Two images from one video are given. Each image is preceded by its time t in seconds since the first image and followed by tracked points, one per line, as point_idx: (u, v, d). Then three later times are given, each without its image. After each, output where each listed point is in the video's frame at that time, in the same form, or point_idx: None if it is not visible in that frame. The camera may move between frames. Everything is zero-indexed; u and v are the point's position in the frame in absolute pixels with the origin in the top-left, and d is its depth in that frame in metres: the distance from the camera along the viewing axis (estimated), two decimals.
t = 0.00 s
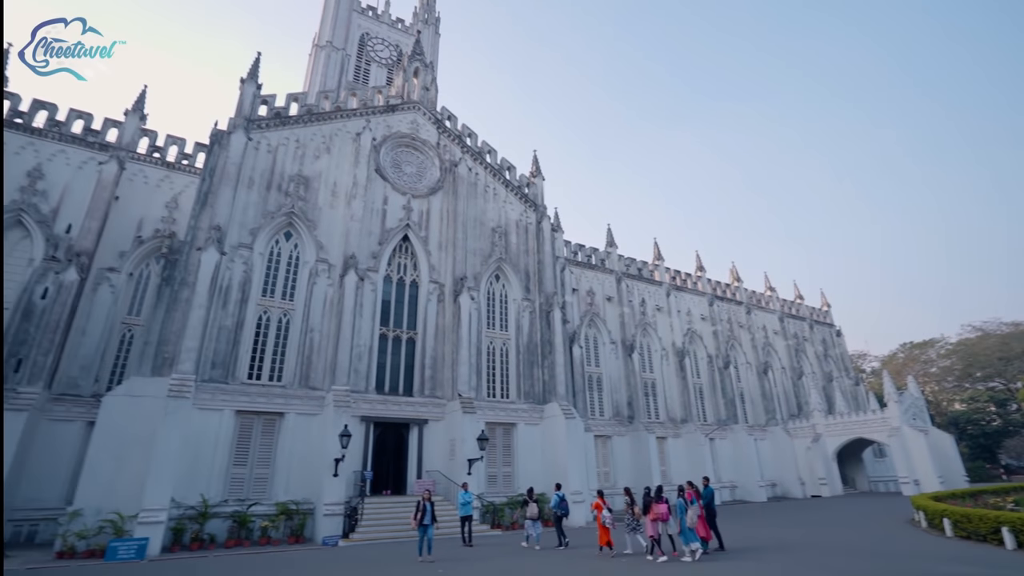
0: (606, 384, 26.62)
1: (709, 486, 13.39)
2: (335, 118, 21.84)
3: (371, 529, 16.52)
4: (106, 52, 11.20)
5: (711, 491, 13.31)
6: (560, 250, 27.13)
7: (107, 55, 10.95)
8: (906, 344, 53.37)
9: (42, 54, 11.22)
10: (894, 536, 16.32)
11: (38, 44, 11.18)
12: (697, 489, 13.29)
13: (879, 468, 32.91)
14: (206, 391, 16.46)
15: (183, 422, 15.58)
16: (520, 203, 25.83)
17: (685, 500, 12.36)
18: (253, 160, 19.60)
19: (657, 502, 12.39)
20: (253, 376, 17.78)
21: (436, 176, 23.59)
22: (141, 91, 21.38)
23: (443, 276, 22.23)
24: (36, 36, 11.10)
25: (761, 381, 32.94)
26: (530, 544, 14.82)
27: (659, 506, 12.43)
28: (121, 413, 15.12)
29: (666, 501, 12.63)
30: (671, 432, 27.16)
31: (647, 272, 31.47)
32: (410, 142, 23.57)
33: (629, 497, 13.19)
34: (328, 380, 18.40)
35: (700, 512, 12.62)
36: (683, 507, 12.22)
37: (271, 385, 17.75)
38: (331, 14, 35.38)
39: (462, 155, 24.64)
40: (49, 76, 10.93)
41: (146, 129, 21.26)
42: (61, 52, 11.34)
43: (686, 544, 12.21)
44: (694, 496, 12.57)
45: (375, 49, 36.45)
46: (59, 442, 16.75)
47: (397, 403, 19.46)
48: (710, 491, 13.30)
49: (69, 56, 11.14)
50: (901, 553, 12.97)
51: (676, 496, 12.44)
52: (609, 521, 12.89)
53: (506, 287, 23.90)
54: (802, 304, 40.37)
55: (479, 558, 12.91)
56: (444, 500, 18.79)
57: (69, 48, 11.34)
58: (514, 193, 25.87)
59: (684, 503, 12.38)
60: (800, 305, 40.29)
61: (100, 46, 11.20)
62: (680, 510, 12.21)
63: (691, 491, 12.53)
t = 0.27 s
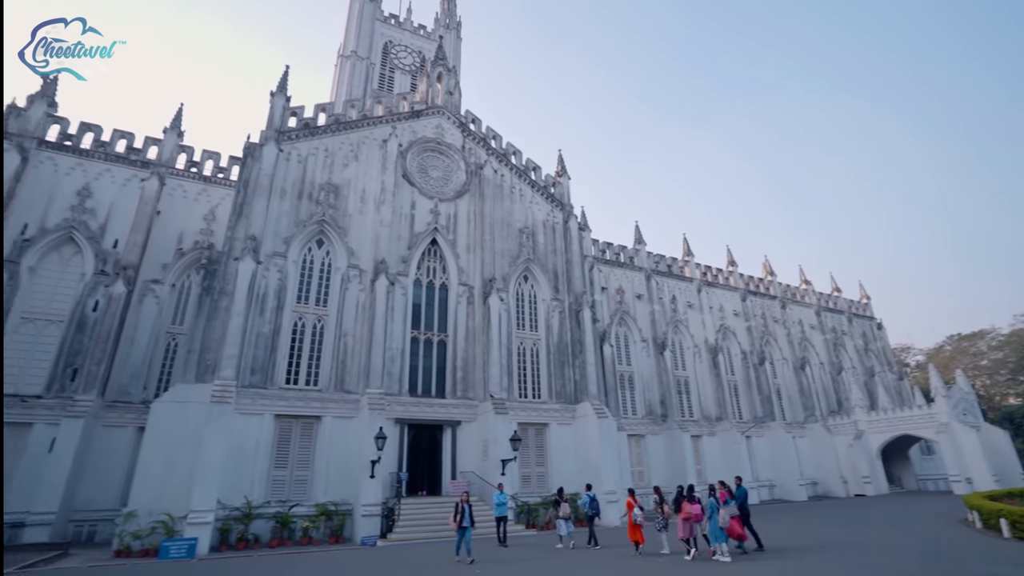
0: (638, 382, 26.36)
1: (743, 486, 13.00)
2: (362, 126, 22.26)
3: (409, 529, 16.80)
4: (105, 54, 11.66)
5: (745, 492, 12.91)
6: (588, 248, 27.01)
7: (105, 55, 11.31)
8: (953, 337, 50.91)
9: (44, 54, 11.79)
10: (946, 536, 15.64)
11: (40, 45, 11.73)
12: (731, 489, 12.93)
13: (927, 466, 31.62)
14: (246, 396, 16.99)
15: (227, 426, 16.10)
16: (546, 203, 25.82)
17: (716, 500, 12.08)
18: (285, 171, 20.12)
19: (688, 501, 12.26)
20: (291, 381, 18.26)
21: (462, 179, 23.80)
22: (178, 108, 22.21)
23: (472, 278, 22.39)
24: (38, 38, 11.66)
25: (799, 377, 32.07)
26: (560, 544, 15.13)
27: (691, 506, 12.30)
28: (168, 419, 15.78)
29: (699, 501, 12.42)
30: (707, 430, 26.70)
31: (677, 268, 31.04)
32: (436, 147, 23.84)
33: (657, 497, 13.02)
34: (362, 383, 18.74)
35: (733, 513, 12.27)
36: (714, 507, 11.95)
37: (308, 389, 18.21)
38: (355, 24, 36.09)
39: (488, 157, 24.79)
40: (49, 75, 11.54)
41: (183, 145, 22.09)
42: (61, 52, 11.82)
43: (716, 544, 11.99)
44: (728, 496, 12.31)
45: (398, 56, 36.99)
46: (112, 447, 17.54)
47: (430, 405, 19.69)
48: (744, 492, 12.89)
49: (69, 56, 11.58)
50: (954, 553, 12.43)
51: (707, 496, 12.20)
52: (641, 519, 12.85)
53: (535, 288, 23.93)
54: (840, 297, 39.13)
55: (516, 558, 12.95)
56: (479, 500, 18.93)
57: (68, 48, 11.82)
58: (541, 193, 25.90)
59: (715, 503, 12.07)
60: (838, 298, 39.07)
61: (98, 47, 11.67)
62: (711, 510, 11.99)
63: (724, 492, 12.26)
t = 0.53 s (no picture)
0: (666, 378, 26.08)
1: (771, 483, 12.75)
2: (386, 129, 22.54)
3: (439, 525, 17.01)
4: (107, 54, 10.98)
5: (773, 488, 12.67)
6: (613, 244, 26.79)
7: (105, 55, 10.75)
8: (998, 328, 48.74)
9: (44, 55, 11.10)
10: (995, 535, 15.01)
11: (39, 45, 11.01)
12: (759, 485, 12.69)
13: (972, 462, 30.41)
14: (280, 396, 17.43)
15: (262, 426, 16.55)
16: (570, 200, 25.72)
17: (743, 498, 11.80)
18: (312, 175, 20.52)
19: (717, 497, 12.07)
20: (322, 381, 18.64)
21: (485, 178, 23.89)
22: (209, 117, 22.86)
23: (497, 276, 22.47)
24: (36, 38, 10.94)
25: (833, 371, 31.22)
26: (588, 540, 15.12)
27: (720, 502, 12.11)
28: (206, 418, 16.31)
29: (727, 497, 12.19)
30: (738, 426, 26.23)
31: (704, 262, 30.56)
32: (459, 146, 23.98)
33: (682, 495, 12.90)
34: (391, 382, 19.02)
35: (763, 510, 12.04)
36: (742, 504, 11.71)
37: (338, 388, 18.57)
38: (377, 27, 36.55)
39: (510, 155, 24.82)
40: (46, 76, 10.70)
41: (215, 153, 22.73)
42: (63, 53, 11.23)
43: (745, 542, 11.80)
44: (757, 493, 12.13)
45: (419, 57, 37.28)
46: (155, 446, 18.22)
47: (458, 403, 19.85)
48: (773, 488, 12.67)
49: (70, 56, 11.02)
50: (1004, 553, 11.92)
51: (735, 494, 12.07)
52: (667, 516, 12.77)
53: (560, 285, 23.88)
54: (875, 288, 37.92)
55: (546, 555, 12.97)
56: (508, 497, 19.02)
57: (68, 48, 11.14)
58: (564, 189, 25.81)
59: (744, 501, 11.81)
60: (873, 289, 37.87)
61: (100, 47, 10.99)
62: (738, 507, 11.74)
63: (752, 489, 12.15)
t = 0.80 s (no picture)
0: (687, 376, 25.84)
1: (792, 481, 12.54)
2: (403, 131, 22.73)
3: (461, 524, 17.12)
4: (104, 52, 11.98)
5: (794, 486, 12.49)
6: (631, 241, 26.62)
7: (103, 53, 11.47)
8: None
9: (43, 54, 11.95)
10: None
11: (39, 45, 11.83)
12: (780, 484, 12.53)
13: (1007, 461, 29.45)
14: (303, 396, 17.71)
15: (285, 426, 16.83)
16: (587, 198, 25.62)
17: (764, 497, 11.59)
18: (330, 178, 20.78)
19: (738, 497, 11.91)
20: (344, 381, 18.88)
21: (502, 177, 23.94)
22: (230, 124, 23.33)
23: (515, 275, 22.49)
24: (37, 38, 11.78)
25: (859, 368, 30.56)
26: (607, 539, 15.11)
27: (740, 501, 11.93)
28: (232, 418, 16.64)
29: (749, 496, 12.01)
30: (761, 424, 25.85)
31: (724, 258, 30.18)
32: (475, 147, 24.07)
33: (701, 494, 12.83)
34: (411, 382, 19.19)
35: (784, 510, 11.91)
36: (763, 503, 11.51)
37: (360, 388, 18.80)
38: (392, 30, 36.89)
39: (527, 154, 24.82)
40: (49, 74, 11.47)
41: (237, 158, 23.18)
42: (60, 52, 12.02)
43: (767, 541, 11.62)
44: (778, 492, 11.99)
45: (435, 59, 37.50)
46: (185, 445, 18.67)
47: (478, 403, 19.93)
48: (795, 485, 12.53)
49: (69, 56, 11.80)
50: None
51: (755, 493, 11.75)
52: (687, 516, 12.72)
53: (578, 283, 23.81)
54: (902, 282, 37.00)
55: (568, 554, 12.96)
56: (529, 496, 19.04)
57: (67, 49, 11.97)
58: (581, 187, 25.72)
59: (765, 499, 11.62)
60: (900, 284, 36.95)
61: (98, 45, 11.98)
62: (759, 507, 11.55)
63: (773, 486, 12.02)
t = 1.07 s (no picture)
0: (714, 373, 25.48)
1: (819, 479, 12.19)
2: (424, 133, 22.94)
3: (487, 522, 17.24)
4: (107, 53, 10.86)
5: (822, 485, 12.10)
6: (654, 237, 26.35)
7: (104, 54, 10.62)
8: None
9: (43, 55, 11.05)
10: None
11: (38, 45, 10.91)
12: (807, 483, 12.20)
13: None
14: (331, 396, 18.05)
15: (315, 426, 17.17)
16: (609, 195, 25.46)
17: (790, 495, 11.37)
18: (354, 181, 21.10)
19: (765, 497, 11.66)
20: (371, 381, 19.18)
21: (523, 176, 23.97)
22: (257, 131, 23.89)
23: (538, 274, 22.50)
24: (36, 37, 10.84)
25: (894, 363, 29.67)
26: (633, 538, 15.05)
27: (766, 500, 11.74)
28: (264, 418, 17.05)
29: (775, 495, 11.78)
30: (791, 422, 25.33)
31: (750, 253, 29.64)
32: (496, 146, 24.15)
33: (726, 493, 12.71)
34: (437, 381, 19.37)
35: (812, 509, 11.69)
36: (790, 502, 11.30)
37: (387, 388, 19.06)
38: (411, 33, 37.25)
39: (548, 153, 24.80)
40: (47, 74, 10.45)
41: (264, 164, 23.74)
42: (62, 52, 11.07)
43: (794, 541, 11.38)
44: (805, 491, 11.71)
45: (454, 60, 37.72)
46: (219, 444, 19.21)
47: (503, 401, 20.01)
48: (823, 484, 12.17)
49: (69, 56, 10.83)
50: None
51: (782, 491, 11.57)
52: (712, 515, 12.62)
53: (602, 281, 23.69)
54: (939, 275, 35.77)
55: (596, 552, 12.93)
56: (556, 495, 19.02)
57: (67, 47, 11.07)
58: (603, 184, 25.58)
59: (791, 498, 11.41)
60: (936, 276, 35.73)
61: (101, 46, 10.88)
62: (785, 505, 11.34)
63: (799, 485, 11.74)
